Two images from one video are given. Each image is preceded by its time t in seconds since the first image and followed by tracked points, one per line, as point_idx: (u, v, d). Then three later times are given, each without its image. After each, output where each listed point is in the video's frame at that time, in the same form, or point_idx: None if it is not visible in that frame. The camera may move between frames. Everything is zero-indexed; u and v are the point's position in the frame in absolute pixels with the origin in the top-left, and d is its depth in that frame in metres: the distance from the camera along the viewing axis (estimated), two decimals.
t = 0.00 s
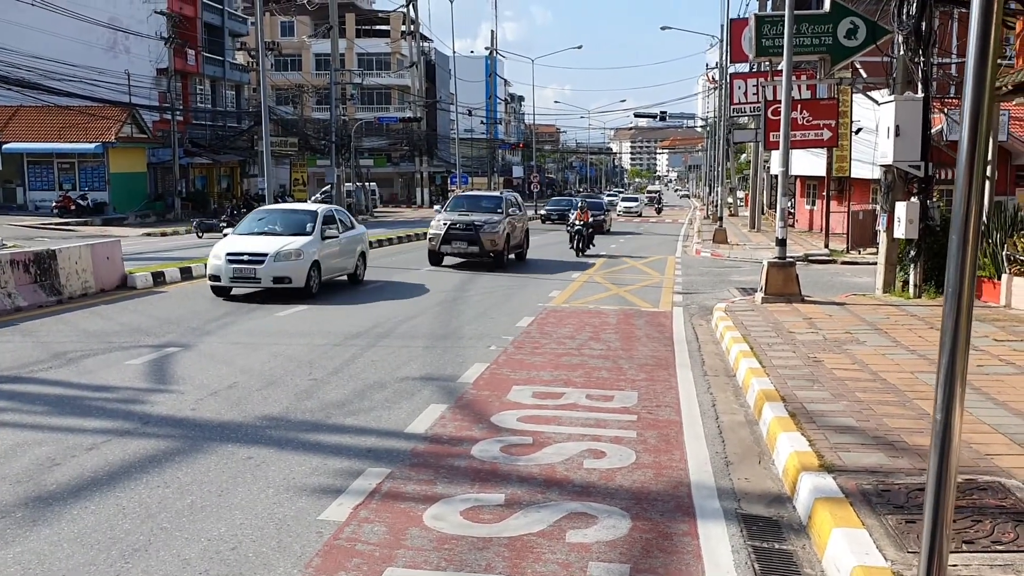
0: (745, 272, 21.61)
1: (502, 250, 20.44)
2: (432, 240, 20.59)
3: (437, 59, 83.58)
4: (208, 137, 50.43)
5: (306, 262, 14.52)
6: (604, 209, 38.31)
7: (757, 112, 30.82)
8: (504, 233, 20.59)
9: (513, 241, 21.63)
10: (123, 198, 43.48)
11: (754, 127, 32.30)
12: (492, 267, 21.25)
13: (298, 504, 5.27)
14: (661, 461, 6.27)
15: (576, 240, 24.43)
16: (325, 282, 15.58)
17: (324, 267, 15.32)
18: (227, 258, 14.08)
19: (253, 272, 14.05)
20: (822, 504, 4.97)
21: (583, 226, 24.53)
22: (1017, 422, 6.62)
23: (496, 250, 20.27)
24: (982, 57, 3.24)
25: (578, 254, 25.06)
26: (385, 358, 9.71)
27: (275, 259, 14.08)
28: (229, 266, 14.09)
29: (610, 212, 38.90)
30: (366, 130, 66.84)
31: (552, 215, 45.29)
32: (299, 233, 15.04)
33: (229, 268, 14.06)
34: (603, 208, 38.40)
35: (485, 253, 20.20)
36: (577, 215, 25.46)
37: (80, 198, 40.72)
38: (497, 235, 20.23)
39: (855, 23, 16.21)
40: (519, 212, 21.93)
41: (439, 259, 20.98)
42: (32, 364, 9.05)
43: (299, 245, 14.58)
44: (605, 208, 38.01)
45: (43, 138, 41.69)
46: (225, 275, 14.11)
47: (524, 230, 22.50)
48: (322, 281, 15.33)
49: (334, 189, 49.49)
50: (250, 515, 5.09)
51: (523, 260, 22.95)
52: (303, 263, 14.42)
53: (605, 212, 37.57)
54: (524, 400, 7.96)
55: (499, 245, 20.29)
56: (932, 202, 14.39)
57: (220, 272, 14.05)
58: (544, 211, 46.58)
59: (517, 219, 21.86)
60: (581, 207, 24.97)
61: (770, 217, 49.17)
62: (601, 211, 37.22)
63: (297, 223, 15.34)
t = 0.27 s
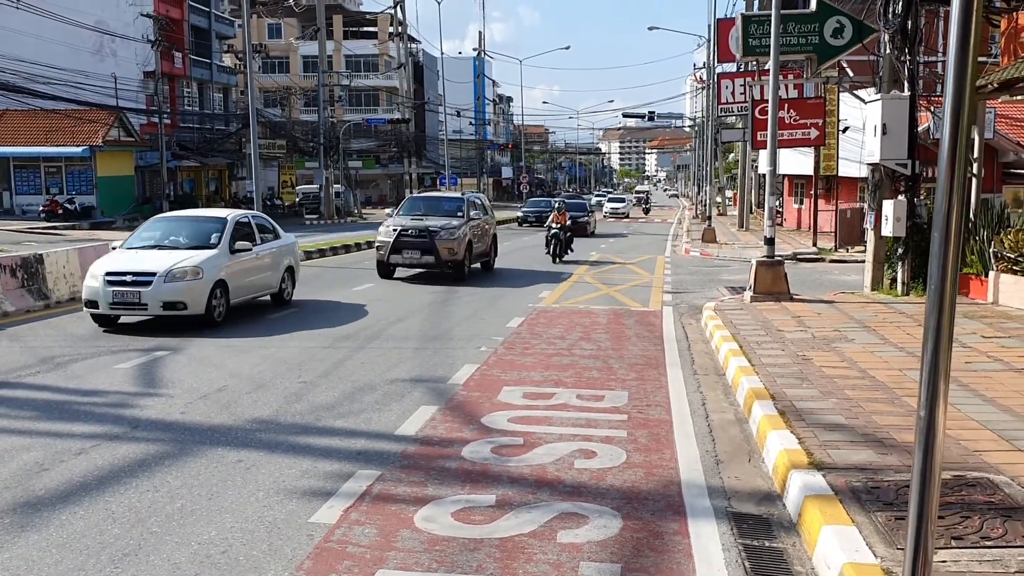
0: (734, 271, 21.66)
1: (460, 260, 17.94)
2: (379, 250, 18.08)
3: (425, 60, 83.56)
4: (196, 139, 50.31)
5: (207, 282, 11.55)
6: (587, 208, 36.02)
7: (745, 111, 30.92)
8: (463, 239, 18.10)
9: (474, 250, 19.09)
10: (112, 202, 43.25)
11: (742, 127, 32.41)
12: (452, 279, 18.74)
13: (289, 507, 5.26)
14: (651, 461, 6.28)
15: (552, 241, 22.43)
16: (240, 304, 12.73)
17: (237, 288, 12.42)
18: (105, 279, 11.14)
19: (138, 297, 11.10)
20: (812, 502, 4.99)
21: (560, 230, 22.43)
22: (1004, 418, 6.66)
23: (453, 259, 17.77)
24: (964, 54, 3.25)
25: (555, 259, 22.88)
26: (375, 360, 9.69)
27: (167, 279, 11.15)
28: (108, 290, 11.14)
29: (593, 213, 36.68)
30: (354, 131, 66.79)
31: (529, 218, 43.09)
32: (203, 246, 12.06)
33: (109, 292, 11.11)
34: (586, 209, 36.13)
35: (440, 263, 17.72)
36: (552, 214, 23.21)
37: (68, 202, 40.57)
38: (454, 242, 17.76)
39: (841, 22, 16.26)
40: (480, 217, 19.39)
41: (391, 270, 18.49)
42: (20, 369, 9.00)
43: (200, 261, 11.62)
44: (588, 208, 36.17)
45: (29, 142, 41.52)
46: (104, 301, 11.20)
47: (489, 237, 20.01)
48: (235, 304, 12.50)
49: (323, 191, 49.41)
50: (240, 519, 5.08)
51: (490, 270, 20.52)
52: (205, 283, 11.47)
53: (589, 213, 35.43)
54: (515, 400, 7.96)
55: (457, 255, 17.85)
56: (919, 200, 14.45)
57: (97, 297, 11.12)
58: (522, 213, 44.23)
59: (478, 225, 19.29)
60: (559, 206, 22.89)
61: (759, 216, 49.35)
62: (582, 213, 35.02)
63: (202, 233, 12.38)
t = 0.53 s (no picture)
0: (726, 269, 21.68)
1: (411, 271, 15.09)
2: (315, 261, 15.20)
3: (416, 59, 83.44)
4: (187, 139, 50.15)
5: (54, 312, 8.58)
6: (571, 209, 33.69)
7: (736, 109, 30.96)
8: (415, 247, 15.26)
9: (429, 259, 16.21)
10: (103, 202, 43.11)
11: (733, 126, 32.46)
12: (405, 294, 15.86)
13: (282, 507, 5.25)
14: (644, 459, 6.29)
15: (528, 246, 20.31)
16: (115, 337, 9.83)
17: (107, 317, 9.50)
18: None
19: None
20: (805, 499, 5.00)
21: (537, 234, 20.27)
22: (996, 414, 6.69)
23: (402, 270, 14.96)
24: (958, 52, 3.26)
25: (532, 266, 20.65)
26: (367, 360, 9.67)
27: None
28: None
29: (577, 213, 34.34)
30: (345, 130, 66.64)
31: (507, 219, 40.92)
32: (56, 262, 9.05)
33: None
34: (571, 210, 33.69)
35: (387, 275, 14.88)
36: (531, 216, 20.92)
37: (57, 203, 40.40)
38: (402, 249, 14.95)
39: (831, 20, 16.33)
40: (437, 220, 16.57)
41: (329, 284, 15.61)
42: (10, 371, 8.96)
43: (42, 284, 8.58)
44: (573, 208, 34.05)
45: (18, 142, 41.33)
46: None
47: (448, 244, 17.24)
48: (98, 337, 9.44)
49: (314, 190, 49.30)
50: (233, 519, 5.07)
51: (453, 280, 17.86)
52: (48, 315, 8.51)
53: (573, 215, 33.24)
54: (507, 399, 7.96)
55: (407, 264, 15.03)
56: (910, 197, 14.48)
57: None
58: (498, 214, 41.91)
59: (434, 230, 16.45)
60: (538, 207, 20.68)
61: (750, 214, 49.45)
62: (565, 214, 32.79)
63: (62, 245, 9.40)
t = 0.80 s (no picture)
0: (713, 268, 21.75)
1: (341, 290, 12.13)
2: (219, 280, 12.20)
3: (403, 60, 83.34)
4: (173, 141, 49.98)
5: None
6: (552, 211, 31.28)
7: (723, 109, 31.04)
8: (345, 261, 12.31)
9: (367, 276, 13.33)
10: (88, 203, 42.97)
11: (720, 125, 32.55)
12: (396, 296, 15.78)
13: (271, 509, 5.23)
14: (633, 458, 6.30)
15: (500, 253, 17.83)
16: None
17: None
18: None
19: None
20: (793, 496, 5.02)
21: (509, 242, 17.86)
22: (982, 411, 6.73)
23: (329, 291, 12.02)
24: (943, 51, 3.27)
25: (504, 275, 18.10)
26: (356, 361, 9.65)
27: None
28: None
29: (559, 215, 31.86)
30: (332, 131, 66.52)
31: (480, 221, 38.56)
32: None
33: None
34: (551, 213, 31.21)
35: (308, 297, 11.90)
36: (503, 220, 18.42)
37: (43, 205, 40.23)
38: (329, 264, 12.00)
39: (817, 19, 16.36)
40: (375, 229, 13.68)
41: (242, 308, 12.63)
42: None
43: None
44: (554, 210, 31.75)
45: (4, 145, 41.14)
46: None
47: (393, 257, 14.43)
48: None
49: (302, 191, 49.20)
50: (222, 521, 5.05)
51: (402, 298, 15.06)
52: None
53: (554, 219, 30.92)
54: (497, 399, 7.95)
55: (336, 281, 12.06)
56: (895, 196, 14.55)
57: None
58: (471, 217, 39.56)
59: (372, 240, 13.53)
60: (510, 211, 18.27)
61: (738, 213, 49.59)
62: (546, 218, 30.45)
63: None
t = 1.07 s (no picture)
0: (704, 266, 21.76)
1: (239, 322, 9.27)
2: (78, 309, 9.23)
3: (393, 59, 83.22)
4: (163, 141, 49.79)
5: None
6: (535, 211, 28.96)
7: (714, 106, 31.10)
8: (248, 280, 9.46)
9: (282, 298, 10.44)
10: (78, 203, 42.78)
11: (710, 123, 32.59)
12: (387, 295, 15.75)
13: (263, 509, 5.22)
14: (625, 456, 6.30)
15: (468, 262, 15.96)
16: None
17: None
18: None
19: None
20: (785, 493, 5.02)
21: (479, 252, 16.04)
22: (973, 408, 6.75)
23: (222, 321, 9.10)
24: (937, 50, 3.27)
25: (472, 288, 16.15)
26: (347, 361, 9.63)
27: None
28: None
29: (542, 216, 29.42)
30: (323, 130, 66.37)
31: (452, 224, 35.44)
32: None
33: None
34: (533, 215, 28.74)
35: (193, 332, 8.94)
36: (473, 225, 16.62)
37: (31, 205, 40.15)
38: (221, 286, 9.06)
39: (807, 17, 16.34)
40: (293, 238, 10.78)
41: (119, 342, 9.80)
42: None
43: None
44: (536, 211, 29.48)
45: None
46: None
47: (321, 273, 11.65)
48: None
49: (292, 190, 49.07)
50: (213, 522, 5.03)
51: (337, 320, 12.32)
52: None
53: (537, 221, 28.69)
54: (488, 399, 7.94)
55: (231, 309, 9.14)
56: (885, 194, 14.60)
57: None
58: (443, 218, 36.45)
59: (290, 252, 10.64)
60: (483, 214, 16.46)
61: (728, 211, 49.68)
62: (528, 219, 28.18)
63: None
